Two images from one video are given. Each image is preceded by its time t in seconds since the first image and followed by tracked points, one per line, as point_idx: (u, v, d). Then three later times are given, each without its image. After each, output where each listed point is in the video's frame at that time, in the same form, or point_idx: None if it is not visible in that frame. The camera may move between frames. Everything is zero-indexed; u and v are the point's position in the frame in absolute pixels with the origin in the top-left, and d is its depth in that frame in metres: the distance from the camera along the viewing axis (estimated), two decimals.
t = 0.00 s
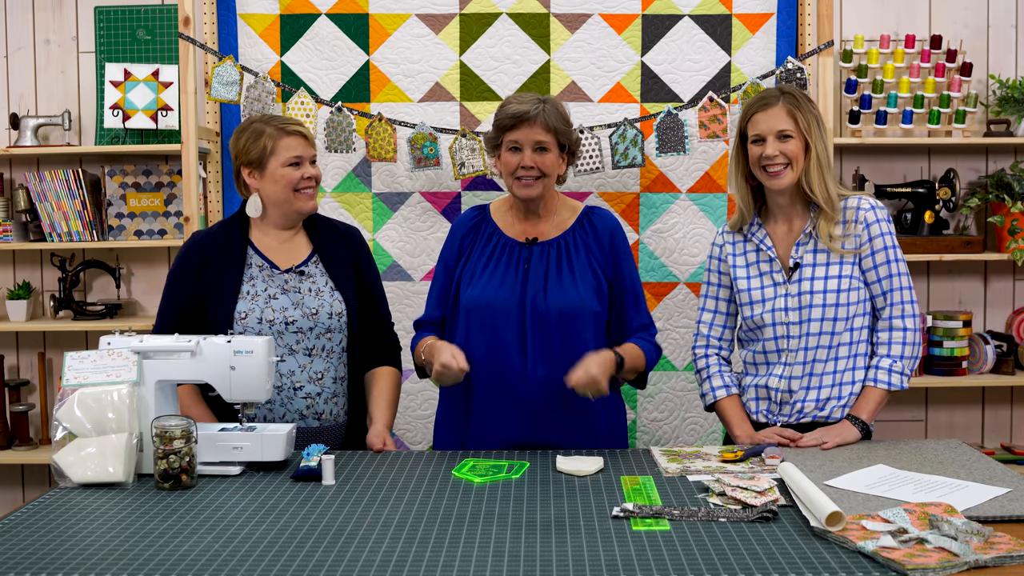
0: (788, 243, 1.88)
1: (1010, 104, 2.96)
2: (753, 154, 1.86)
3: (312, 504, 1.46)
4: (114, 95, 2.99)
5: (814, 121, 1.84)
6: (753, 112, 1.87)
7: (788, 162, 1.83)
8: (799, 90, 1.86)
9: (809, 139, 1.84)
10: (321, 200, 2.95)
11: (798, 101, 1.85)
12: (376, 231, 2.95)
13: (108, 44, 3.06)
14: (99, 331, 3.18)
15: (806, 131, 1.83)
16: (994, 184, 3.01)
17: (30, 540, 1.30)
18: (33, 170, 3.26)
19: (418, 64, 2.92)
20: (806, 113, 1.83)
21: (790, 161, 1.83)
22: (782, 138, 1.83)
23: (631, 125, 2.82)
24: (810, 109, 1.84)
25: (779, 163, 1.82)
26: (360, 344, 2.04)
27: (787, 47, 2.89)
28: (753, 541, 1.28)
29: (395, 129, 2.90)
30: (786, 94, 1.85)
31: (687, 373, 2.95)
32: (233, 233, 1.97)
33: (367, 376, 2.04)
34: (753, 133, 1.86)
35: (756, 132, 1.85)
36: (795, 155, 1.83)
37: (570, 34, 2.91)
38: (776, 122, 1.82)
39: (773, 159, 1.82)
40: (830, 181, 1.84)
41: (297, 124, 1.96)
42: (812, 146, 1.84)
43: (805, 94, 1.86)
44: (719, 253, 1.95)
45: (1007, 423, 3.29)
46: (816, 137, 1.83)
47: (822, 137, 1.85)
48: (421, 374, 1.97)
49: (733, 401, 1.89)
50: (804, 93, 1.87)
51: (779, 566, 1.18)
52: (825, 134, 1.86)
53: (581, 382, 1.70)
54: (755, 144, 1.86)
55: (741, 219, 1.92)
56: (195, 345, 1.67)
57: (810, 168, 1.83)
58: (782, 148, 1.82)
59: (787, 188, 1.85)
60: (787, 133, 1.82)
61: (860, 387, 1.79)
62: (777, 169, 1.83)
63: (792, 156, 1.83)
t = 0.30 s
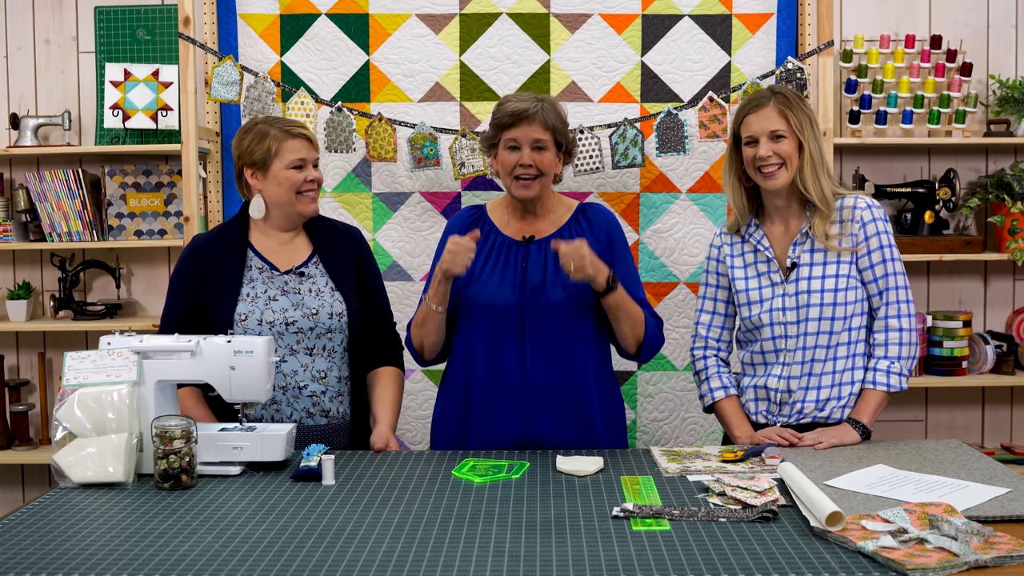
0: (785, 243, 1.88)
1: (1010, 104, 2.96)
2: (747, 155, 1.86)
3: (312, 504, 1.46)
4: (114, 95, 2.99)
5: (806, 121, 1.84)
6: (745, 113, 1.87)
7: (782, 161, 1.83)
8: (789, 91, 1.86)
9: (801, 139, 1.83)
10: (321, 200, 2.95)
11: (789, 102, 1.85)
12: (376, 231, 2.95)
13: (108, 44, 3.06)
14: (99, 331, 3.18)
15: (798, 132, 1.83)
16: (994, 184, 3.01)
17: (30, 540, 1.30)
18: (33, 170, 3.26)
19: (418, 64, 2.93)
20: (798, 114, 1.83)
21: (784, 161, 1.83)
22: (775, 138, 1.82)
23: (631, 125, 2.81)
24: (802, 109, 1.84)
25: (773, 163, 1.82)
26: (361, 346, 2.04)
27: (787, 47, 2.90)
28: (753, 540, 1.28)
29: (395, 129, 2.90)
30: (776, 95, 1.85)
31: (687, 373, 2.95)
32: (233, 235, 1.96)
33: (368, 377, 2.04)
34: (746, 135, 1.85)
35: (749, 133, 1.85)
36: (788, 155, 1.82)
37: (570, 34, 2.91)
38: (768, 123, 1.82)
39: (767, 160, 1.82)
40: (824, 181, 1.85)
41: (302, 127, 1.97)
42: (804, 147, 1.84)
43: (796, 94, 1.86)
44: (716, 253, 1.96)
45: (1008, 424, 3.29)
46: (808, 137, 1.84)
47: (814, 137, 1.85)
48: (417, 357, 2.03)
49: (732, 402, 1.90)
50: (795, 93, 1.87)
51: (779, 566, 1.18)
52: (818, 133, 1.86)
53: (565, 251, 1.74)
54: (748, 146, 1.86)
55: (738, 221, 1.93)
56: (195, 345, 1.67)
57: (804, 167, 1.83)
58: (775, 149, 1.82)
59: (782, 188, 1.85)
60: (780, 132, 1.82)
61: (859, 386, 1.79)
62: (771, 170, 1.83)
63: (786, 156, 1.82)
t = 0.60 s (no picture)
0: (783, 242, 1.88)
1: (1010, 104, 2.96)
2: (746, 154, 1.86)
3: (312, 504, 1.46)
4: (114, 95, 2.99)
5: (805, 119, 1.83)
6: (744, 111, 1.87)
7: (781, 160, 1.83)
8: (789, 89, 1.86)
9: (800, 137, 1.83)
10: (321, 200, 2.95)
11: (788, 101, 1.85)
12: (376, 231, 2.95)
13: (108, 44, 3.06)
14: (99, 331, 3.18)
15: (797, 130, 1.83)
16: (994, 184, 3.02)
17: (30, 540, 1.30)
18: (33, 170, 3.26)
19: (418, 64, 2.93)
20: (797, 112, 1.83)
21: (783, 160, 1.82)
22: (774, 137, 1.82)
23: (631, 125, 2.81)
24: (801, 107, 1.84)
25: (771, 163, 1.82)
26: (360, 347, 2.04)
27: (787, 47, 2.89)
28: (753, 540, 1.28)
29: (395, 129, 2.90)
30: (777, 93, 1.85)
31: (687, 373, 2.95)
32: (232, 236, 1.96)
33: (368, 377, 2.04)
34: (745, 134, 1.86)
35: (748, 132, 1.85)
36: (787, 154, 1.82)
37: (570, 34, 2.91)
38: (767, 122, 1.82)
39: (766, 159, 1.82)
40: (822, 180, 1.85)
41: (302, 129, 1.96)
42: (803, 146, 1.84)
43: (795, 93, 1.85)
44: (714, 253, 1.96)
45: (1007, 424, 3.29)
46: (807, 135, 1.83)
47: (813, 136, 1.84)
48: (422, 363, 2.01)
49: (730, 402, 1.90)
50: (795, 92, 1.87)
51: (779, 566, 1.18)
52: (817, 132, 1.86)
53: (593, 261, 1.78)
54: (748, 145, 1.86)
55: (736, 220, 1.93)
56: (196, 345, 1.67)
57: (803, 167, 1.83)
58: (774, 148, 1.82)
59: (780, 187, 1.85)
60: (778, 132, 1.82)
61: (858, 387, 1.79)
62: (770, 169, 1.83)
63: (785, 155, 1.82)
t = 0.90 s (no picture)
0: (784, 243, 1.88)
1: (1010, 104, 2.96)
2: (747, 154, 1.86)
3: (312, 504, 1.46)
4: (114, 95, 2.99)
5: (807, 119, 1.84)
6: (747, 111, 1.87)
7: (783, 161, 1.83)
8: (792, 90, 1.86)
9: (803, 137, 1.84)
10: (321, 200, 2.95)
11: (791, 101, 1.85)
12: (376, 231, 2.96)
13: (108, 44, 3.06)
14: (99, 331, 3.18)
15: (799, 130, 1.83)
16: (994, 184, 3.02)
17: (30, 540, 1.30)
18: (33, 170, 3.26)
19: (418, 64, 2.92)
20: (800, 112, 1.83)
21: (785, 160, 1.82)
22: (776, 137, 1.82)
23: (631, 125, 2.81)
24: (803, 108, 1.84)
25: (774, 163, 1.82)
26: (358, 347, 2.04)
27: (787, 47, 2.89)
28: (753, 540, 1.28)
29: (395, 129, 2.90)
30: (780, 93, 1.85)
31: (687, 373, 2.95)
32: (231, 237, 1.97)
33: (366, 377, 2.05)
34: (747, 133, 1.86)
35: (751, 132, 1.85)
36: (790, 154, 1.82)
37: (570, 34, 2.91)
38: (770, 122, 1.82)
39: (768, 159, 1.82)
40: (824, 180, 1.85)
41: (302, 133, 1.95)
42: (806, 146, 1.84)
43: (798, 93, 1.86)
44: (714, 252, 1.96)
45: (1007, 424, 3.29)
46: (809, 135, 1.84)
47: (815, 136, 1.85)
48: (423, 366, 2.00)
49: (729, 402, 1.90)
50: (797, 92, 1.87)
51: (779, 566, 1.18)
52: (819, 132, 1.86)
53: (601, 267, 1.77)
54: (750, 144, 1.86)
55: (736, 219, 1.93)
56: (195, 345, 1.67)
57: (805, 167, 1.84)
58: (776, 148, 1.82)
59: (782, 187, 1.85)
60: (780, 132, 1.82)
61: (857, 387, 1.79)
62: (773, 170, 1.83)
63: (788, 155, 1.82)
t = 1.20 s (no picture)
0: (784, 243, 1.88)
1: (1010, 103, 2.96)
2: (747, 154, 1.86)
3: (312, 504, 1.46)
4: (114, 95, 2.99)
5: (807, 120, 1.84)
6: (746, 111, 1.87)
7: (783, 161, 1.83)
8: (792, 90, 1.86)
9: (802, 137, 1.84)
10: (321, 200, 2.95)
11: (791, 101, 1.85)
12: (376, 231, 2.96)
13: (108, 44, 3.06)
14: (99, 331, 3.17)
15: (799, 130, 1.83)
16: (994, 184, 3.02)
17: (30, 540, 1.30)
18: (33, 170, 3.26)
19: (418, 64, 2.92)
20: (799, 112, 1.83)
21: (785, 160, 1.83)
22: (775, 138, 1.83)
23: (631, 125, 2.81)
24: (803, 108, 1.84)
25: (773, 163, 1.82)
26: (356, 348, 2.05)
27: (787, 47, 2.89)
28: (753, 540, 1.28)
29: (395, 129, 2.90)
30: (779, 94, 1.85)
31: (687, 373, 2.95)
32: (229, 237, 1.97)
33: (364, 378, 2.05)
34: (747, 134, 1.86)
35: (750, 132, 1.85)
36: (789, 154, 1.83)
37: (570, 34, 2.91)
38: (769, 122, 1.83)
39: (767, 159, 1.82)
40: (824, 180, 1.85)
41: (301, 135, 1.94)
42: (805, 146, 1.84)
43: (797, 93, 1.86)
44: (714, 252, 1.95)
45: (1007, 423, 3.29)
46: (808, 135, 1.84)
47: (814, 135, 1.85)
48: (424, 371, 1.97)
49: (729, 402, 1.89)
50: (797, 92, 1.87)
51: (779, 566, 1.18)
52: (818, 132, 1.86)
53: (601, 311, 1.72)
54: (750, 144, 1.86)
55: (736, 219, 1.93)
56: (195, 345, 1.67)
57: (804, 167, 1.84)
58: (775, 149, 1.82)
59: (782, 188, 1.85)
60: (780, 132, 1.82)
61: (857, 387, 1.79)
62: (772, 169, 1.83)
63: (787, 156, 1.83)
